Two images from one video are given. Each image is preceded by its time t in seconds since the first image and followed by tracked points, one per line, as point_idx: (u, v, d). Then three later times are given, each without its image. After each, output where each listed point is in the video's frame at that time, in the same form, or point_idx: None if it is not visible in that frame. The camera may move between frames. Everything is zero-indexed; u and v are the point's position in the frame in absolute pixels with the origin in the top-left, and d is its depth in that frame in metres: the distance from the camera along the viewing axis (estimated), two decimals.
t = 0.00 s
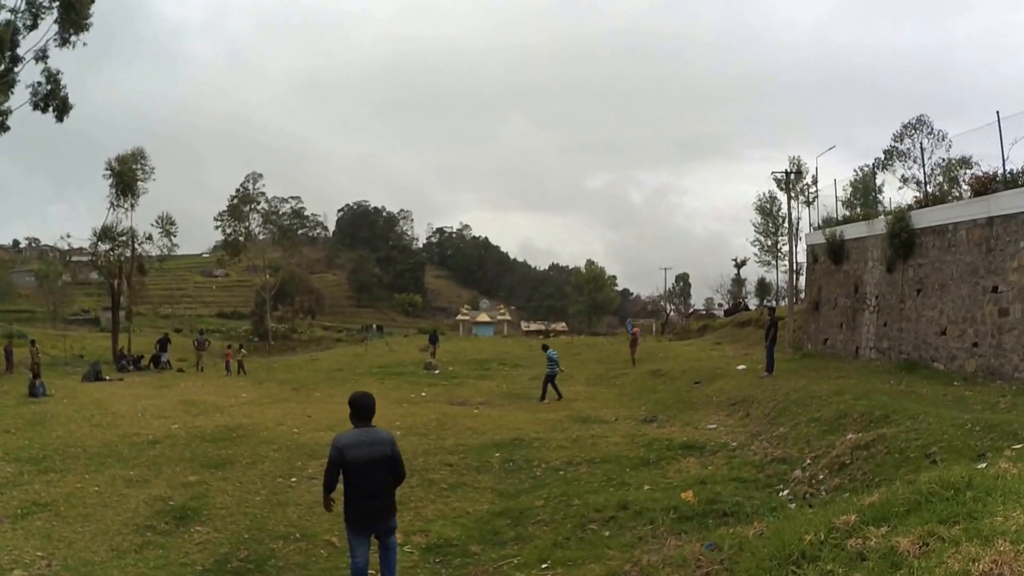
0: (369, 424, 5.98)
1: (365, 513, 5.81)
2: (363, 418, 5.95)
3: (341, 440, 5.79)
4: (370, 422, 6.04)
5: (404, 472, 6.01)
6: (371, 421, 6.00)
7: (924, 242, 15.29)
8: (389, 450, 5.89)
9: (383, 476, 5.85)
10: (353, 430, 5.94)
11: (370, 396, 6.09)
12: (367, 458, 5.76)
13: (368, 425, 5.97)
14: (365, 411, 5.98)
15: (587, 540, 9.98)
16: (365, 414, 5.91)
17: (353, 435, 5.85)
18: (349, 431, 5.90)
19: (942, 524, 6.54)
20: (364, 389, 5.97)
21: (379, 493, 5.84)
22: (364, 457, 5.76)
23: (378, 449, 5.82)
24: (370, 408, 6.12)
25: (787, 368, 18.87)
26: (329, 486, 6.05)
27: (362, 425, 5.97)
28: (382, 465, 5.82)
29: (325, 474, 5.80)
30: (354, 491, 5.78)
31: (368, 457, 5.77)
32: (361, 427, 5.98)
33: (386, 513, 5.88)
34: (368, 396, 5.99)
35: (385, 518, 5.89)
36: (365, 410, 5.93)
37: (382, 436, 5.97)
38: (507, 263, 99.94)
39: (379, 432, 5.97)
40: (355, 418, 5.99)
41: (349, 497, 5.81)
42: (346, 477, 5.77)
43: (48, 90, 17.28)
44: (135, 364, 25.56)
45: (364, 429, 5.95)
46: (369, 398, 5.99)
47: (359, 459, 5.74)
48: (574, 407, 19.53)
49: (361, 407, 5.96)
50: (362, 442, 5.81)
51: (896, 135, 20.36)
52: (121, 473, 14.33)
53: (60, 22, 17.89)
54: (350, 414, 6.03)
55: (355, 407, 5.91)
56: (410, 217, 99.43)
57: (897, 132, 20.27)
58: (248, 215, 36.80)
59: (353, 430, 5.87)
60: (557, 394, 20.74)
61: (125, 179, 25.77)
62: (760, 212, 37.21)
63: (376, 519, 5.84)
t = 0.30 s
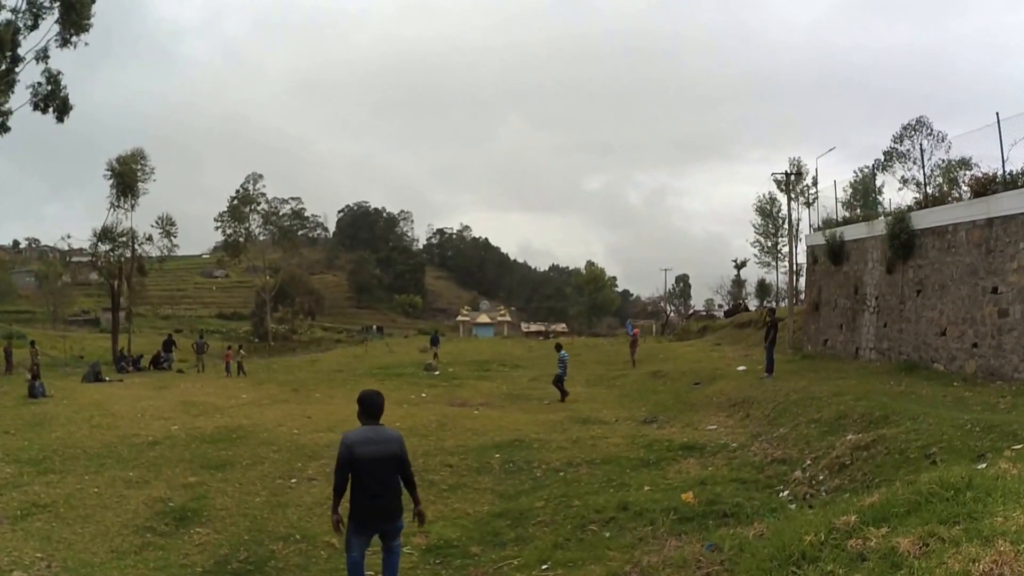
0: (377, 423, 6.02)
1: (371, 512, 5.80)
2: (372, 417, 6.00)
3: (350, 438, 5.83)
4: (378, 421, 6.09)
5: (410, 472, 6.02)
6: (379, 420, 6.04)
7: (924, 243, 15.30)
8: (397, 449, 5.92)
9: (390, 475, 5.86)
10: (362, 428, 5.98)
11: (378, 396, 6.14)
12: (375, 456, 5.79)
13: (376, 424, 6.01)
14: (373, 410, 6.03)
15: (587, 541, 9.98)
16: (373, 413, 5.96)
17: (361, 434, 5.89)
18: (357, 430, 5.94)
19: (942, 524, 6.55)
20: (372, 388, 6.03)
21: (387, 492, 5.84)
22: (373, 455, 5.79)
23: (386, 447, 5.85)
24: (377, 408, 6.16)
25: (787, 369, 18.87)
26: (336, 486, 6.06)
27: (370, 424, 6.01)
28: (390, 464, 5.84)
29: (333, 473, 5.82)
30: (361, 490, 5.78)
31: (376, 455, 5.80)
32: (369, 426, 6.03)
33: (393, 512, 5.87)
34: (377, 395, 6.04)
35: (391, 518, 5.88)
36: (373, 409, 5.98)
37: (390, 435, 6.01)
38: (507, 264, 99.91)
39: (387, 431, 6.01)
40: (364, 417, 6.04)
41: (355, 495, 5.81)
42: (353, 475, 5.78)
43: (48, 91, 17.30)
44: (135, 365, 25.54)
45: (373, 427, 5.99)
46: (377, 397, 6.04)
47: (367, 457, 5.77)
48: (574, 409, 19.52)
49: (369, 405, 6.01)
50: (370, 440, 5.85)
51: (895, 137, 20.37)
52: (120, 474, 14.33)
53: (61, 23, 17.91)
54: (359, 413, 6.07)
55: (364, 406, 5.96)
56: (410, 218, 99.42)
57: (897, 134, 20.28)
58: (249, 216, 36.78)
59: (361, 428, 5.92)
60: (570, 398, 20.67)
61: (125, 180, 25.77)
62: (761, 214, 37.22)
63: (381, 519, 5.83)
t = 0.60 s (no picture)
0: (374, 421, 5.98)
1: (370, 511, 5.79)
2: (369, 414, 5.96)
3: (348, 436, 5.78)
4: (375, 418, 6.05)
5: (410, 468, 6.01)
6: (376, 417, 6.01)
7: (924, 244, 15.31)
8: (396, 446, 5.90)
9: (390, 473, 5.84)
10: (358, 427, 5.93)
11: (374, 393, 6.10)
12: (374, 454, 5.76)
13: (373, 421, 5.98)
14: (370, 407, 5.99)
15: (587, 542, 9.98)
16: (371, 411, 5.92)
17: (358, 432, 5.85)
18: (354, 428, 5.89)
19: (942, 524, 6.54)
20: (368, 386, 5.97)
21: (386, 491, 5.83)
22: (372, 453, 5.76)
23: (386, 444, 5.83)
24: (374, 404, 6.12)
25: (787, 370, 18.87)
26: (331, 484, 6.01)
27: (367, 422, 5.98)
28: (390, 462, 5.82)
29: (331, 472, 5.76)
30: (359, 489, 5.76)
31: (375, 453, 5.77)
32: (366, 424, 5.98)
33: (391, 510, 5.87)
34: (373, 392, 5.99)
35: (390, 517, 5.88)
36: (371, 407, 5.94)
37: (388, 431, 5.98)
38: (507, 265, 99.87)
39: (385, 428, 5.97)
40: (360, 414, 6.00)
41: (353, 493, 5.79)
42: (351, 474, 5.75)
43: (49, 91, 17.31)
44: (135, 366, 25.53)
45: (370, 425, 5.95)
46: (374, 394, 6.00)
47: (367, 455, 5.73)
48: (574, 410, 19.52)
49: (365, 402, 5.96)
50: (369, 438, 5.81)
51: (895, 138, 20.38)
52: (120, 475, 14.33)
53: (61, 23, 17.92)
54: (356, 411, 6.02)
55: (361, 404, 5.90)
56: (410, 219, 99.43)
57: (896, 135, 20.30)
58: (249, 217, 36.75)
59: (358, 427, 5.87)
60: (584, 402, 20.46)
61: (126, 181, 25.78)
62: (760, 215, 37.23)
63: (380, 517, 5.83)
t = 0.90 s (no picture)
0: (358, 426, 6.03)
1: (358, 515, 5.84)
2: (353, 419, 6.01)
3: (333, 442, 5.83)
4: (359, 423, 6.11)
5: (395, 472, 6.06)
6: (360, 421, 6.07)
7: (923, 245, 15.32)
8: (381, 450, 5.96)
9: (377, 477, 5.89)
10: (343, 432, 5.99)
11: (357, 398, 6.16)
12: (361, 459, 5.81)
13: (357, 426, 6.04)
14: (354, 413, 6.05)
15: (587, 543, 9.98)
16: (355, 415, 5.97)
17: (343, 438, 5.90)
18: (340, 433, 5.94)
19: (942, 525, 6.54)
20: (351, 391, 6.01)
21: (374, 495, 5.87)
22: (358, 457, 5.81)
23: (372, 448, 5.88)
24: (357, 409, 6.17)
25: (787, 371, 18.87)
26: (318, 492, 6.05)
27: (352, 427, 6.02)
28: (376, 465, 5.88)
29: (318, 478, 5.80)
30: (347, 494, 5.80)
31: (361, 458, 5.82)
32: (350, 429, 6.04)
33: (380, 515, 5.91)
34: (356, 398, 6.02)
35: (378, 520, 5.93)
36: (355, 411, 5.98)
37: (374, 436, 6.03)
38: (507, 265, 99.83)
39: (370, 432, 6.03)
40: (344, 420, 6.05)
41: (341, 498, 5.84)
42: (338, 479, 5.80)
43: (49, 91, 17.31)
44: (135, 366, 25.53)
45: (354, 429, 6.00)
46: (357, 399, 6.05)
47: (353, 460, 5.79)
48: (574, 410, 19.53)
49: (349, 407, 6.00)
50: (355, 443, 5.87)
51: (895, 139, 20.39)
52: (120, 476, 14.33)
53: (62, 23, 17.92)
54: (340, 416, 6.06)
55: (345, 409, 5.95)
56: (410, 220, 99.45)
57: (896, 136, 20.30)
58: (249, 217, 36.72)
59: (343, 432, 5.91)
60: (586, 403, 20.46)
61: (126, 181, 25.79)
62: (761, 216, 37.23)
63: (369, 521, 5.88)
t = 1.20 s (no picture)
0: (331, 430, 6.03)
1: (338, 519, 5.89)
2: (325, 422, 6.02)
3: (303, 449, 5.87)
4: (333, 426, 6.11)
5: (372, 475, 6.03)
6: (333, 425, 6.07)
7: (923, 245, 15.32)
8: (353, 454, 5.94)
9: (351, 482, 5.88)
10: (315, 436, 6.02)
11: (330, 400, 6.14)
12: (330, 465, 5.83)
13: (329, 430, 6.04)
14: (327, 416, 6.05)
15: (587, 543, 9.99)
16: (326, 418, 5.96)
17: (314, 443, 5.93)
18: (312, 439, 5.97)
19: (942, 526, 6.54)
20: (321, 395, 6.02)
21: (349, 500, 5.89)
22: (326, 464, 5.83)
23: (341, 453, 5.87)
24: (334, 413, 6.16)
25: (787, 372, 18.87)
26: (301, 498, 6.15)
27: (325, 432, 6.03)
28: (348, 470, 5.87)
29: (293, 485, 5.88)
30: (321, 500, 5.86)
31: (331, 463, 5.84)
32: (324, 433, 6.06)
33: (360, 519, 5.94)
34: (327, 401, 6.03)
35: (360, 524, 5.94)
36: (327, 416, 5.98)
37: (347, 440, 6.02)
38: (507, 266, 99.85)
39: (342, 436, 6.02)
40: (318, 424, 6.07)
41: (318, 504, 5.91)
42: (312, 485, 5.86)
43: (49, 91, 17.32)
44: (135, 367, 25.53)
45: (326, 433, 6.01)
46: (329, 402, 6.05)
47: (322, 466, 5.81)
48: (574, 411, 19.54)
49: (320, 411, 6.02)
50: (325, 448, 5.88)
51: (895, 139, 20.39)
52: (120, 476, 14.33)
53: (62, 24, 17.94)
54: (315, 421, 6.09)
55: (315, 414, 5.97)
56: (410, 221, 99.47)
57: (896, 136, 20.31)
58: (249, 218, 36.69)
59: (314, 437, 5.94)
60: (586, 404, 20.45)
61: (126, 182, 25.80)
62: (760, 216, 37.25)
63: (349, 525, 5.91)
